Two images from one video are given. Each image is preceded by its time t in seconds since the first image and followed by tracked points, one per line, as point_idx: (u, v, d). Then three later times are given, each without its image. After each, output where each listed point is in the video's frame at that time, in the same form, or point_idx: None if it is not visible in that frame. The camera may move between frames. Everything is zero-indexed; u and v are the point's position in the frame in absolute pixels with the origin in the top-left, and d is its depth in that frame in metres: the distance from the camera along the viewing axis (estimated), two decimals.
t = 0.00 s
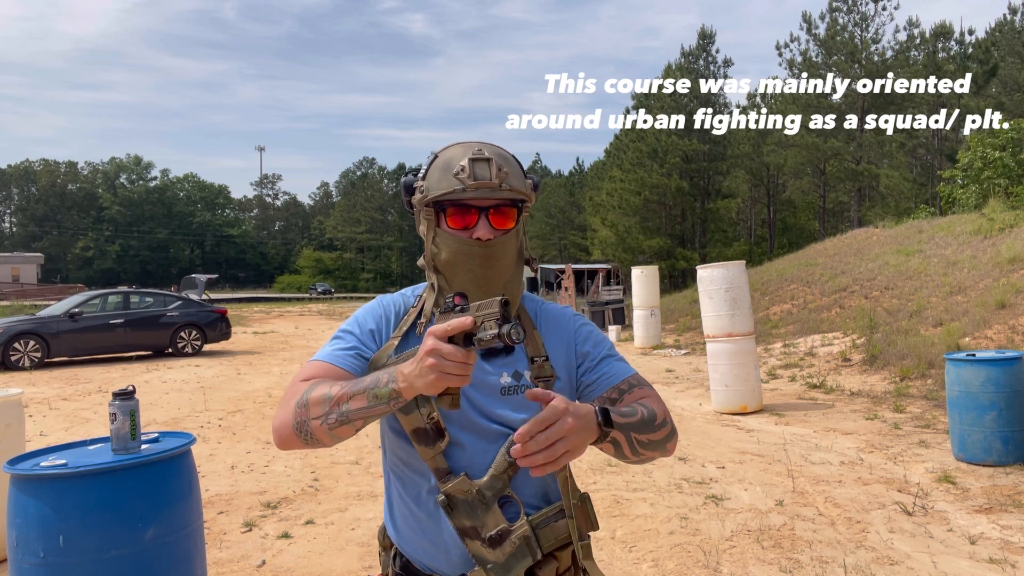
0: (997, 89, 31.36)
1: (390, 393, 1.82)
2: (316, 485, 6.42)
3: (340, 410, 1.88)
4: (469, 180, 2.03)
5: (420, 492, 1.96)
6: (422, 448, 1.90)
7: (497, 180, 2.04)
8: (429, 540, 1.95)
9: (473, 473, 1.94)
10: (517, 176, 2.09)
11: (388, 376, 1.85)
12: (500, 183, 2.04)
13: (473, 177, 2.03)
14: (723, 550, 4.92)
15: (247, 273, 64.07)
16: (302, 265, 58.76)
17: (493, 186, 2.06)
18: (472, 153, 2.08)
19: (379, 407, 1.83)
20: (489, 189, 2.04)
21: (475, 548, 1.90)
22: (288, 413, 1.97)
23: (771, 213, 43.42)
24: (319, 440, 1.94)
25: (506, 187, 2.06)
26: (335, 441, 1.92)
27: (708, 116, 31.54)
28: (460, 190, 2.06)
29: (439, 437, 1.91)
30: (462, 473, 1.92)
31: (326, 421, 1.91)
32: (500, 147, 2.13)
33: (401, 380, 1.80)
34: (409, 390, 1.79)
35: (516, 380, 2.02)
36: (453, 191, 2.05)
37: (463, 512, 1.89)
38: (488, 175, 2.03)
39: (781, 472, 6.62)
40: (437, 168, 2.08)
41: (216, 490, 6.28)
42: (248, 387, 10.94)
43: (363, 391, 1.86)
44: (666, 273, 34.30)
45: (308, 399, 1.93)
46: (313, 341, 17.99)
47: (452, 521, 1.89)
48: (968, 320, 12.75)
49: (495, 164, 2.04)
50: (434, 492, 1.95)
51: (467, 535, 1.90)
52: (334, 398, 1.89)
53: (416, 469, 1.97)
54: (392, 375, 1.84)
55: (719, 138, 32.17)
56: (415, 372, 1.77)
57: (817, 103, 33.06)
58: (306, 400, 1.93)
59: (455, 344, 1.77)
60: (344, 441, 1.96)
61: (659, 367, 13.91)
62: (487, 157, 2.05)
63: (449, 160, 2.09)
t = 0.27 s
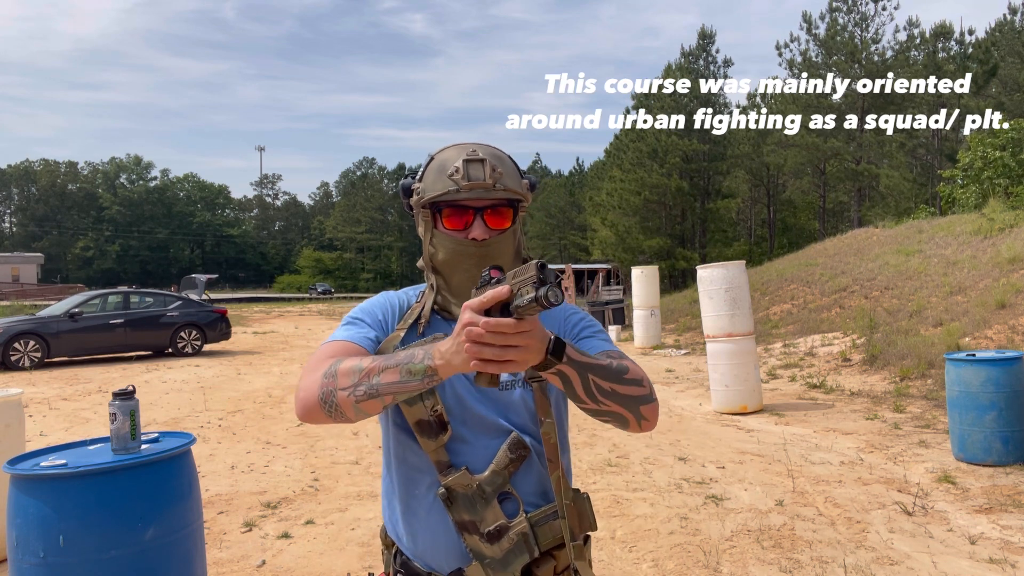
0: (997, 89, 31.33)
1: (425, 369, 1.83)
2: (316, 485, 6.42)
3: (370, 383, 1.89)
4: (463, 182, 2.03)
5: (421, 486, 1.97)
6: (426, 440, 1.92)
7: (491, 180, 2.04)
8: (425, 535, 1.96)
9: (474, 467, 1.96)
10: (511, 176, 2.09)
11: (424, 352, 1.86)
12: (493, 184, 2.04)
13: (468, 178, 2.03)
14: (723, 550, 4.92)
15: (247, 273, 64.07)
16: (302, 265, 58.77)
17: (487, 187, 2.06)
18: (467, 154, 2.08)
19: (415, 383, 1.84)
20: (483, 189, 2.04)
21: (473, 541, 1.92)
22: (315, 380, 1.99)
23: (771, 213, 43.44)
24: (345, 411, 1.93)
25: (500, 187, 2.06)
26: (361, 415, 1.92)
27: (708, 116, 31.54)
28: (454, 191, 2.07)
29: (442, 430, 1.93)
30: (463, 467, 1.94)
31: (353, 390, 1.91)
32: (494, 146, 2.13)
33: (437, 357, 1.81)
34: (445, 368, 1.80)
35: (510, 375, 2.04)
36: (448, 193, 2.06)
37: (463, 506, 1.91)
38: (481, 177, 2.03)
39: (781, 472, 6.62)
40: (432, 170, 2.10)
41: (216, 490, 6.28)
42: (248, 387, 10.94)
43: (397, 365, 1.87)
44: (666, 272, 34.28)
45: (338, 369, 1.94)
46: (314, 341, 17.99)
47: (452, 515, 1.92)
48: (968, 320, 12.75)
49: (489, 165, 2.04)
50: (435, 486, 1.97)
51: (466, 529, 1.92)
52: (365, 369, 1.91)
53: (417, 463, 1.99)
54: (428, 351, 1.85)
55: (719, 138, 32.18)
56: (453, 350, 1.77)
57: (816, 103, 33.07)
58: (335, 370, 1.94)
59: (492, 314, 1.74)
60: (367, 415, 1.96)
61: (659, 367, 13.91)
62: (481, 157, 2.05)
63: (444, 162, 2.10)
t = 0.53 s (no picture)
0: (997, 89, 31.32)
1: (460, 328, 1.81)
2: (316, 485, 6.42)
3: (408, 335, 1.88)
4: (457, 186, 2.04)
5: (428, 475, 1.98)
6: (436, 429, 1.92)
7: (485, 185, 2.04)
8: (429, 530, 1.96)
9: (481, 459, 1.98)
10: (506, 180, 2.09)
11: (460, 313, 1.84)
12: (488, 188, 2.05)
13: (461, 183, 2.03)
14: (722, 550, 4.92)
15: (247, 273, 64.08)
16: (302, 265, 58.78)
17: (482, 192, 2.07)
18: (462, 158, 2.08)
19: (449, 340, 1.83)
20: (477, 195, 2.05)
21: (476, 533, 1.92)
22: (367, 333, 2.01)
23: (771, 213, 43.44)
24: (385, 358, 1.92)
25: (494, 193, 2.06)
26: (401, 369, 1.90)
27: (708, 116, 31.55)
28: (448, 197, 2.08)
29: (453, 420, 1.93)
30: (472, 458, 1.95)
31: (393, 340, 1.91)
32: (489, 150, 2.14)
33: (472, 319, 1.78)
34: (478, 330, 1.78)
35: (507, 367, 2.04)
36: (442, 198, 2.08)
37: (468, 496, 1.92)
38: (475, 181, 2.04)
39: (781, 472, 6.62)
40: (429, 174, 2.11)
41: (216, 489, 6.28)
42: (248, 387, 10.94)
43: (435, 321, 1.87)
44: (666, 272, 34.28)
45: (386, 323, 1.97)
46: (313, 341, 17.99)
47: (456, 503, 1.93)
48: (968, 320, 12.75)
49: (483, 169, 2.04)
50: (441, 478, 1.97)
51: (469, 520, 1.92)
52: (407, 322, 1.91)
53: (425, 451, 1.99)
54: (464, 311, 1.84)
55: (719, 138, 32.20)
56: (486, 314, 1.74)
57: (816, 103, 33.06)
58: (385, 323, 1.97)
59: (527, 287, 1.70)
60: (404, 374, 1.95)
61: (659, 367, 13.91)
62: (475, 162, 2.05)
63: (439, 167, 2.11)
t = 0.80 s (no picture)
0: (997, 89, 31.33)
1: (481, 311, 1.80)
2: (316, 485, 6.42)
3: (430, 320, 1.87)
4: (448, 192, 2.06)
5: (430, 473, 1.99)
6: (442, 425, 1.94)
7: (475, 190, 2.05)
8: (429, 531, 1.96)
9: (485, 458, 1.99)
10: (498, 183, 2.09)
11: (481, 296, 1.84)
12: (478, 192, 2.06)
13: (451, 189, 2.05)
14: (722, 550, 4.92)
15: (247, 273, 64.08)
16: (302, 265, 58.77)
17: (473, 197, 2.08)
18: (453, 162, 2.08)
19: (470, 324, 1.82)
20: (468, 200, 2.06)
21: (475, 533, 1.91)
22: (386, 319, 2.00)
23: (771, 213, 43.44)
24: (411, 343, 1.89)
25: (486, 197, 2.07)
26: (426, 355, 1.88)
27: (707, 116, 31.56)
28: (440, 202, 2.10)
29: (458, 418, 1.94)
30: (475, 456, 1.96)
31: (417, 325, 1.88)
32: (482, 150, 2.13)
33: (492, 302, 1.78)
34: (499, 312, 1.77)
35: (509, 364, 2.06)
36: (434, 202, 2.10)
37: (470, 495, 1.92)
38: (466, 186, 2.04)
39: (781, 472, 6.62)
40: (422, 178, 2.12)
41: (216, 490, 6.28)
42: (248, 387, 10.94)
43: (456, 304, 1.86)
44: (666, 272, 34.27)
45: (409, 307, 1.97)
46: (313, 341, 17.98)
47: (458, 501, 1.93)
48: (968, 320, 12.74)
49: (473, 174, 2.04)
50: (444, 476, 1.98)
51: (470, 519, 1.92)
52: (428, 306, 1.90)
53: (431, 450, 2.00)
54: (485, 294, 1.83)
55: (719, 138, 32.21)
56: (507, 297, 1.73)
57: (816, 103, 33.05)
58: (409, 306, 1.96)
59: (548, 269, 1.69)
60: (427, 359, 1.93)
61: (659, 366, 13.92)
62: (466, 166, 2.05)
63: (432, 171, 2.12)
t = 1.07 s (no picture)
0: (997, 89, 31.34)
1: (481, 314, 1.81)
2: (316, 485, 6.41)
3: (429, 324, 1.86)
4: (453, 186, 2.05)
5: (429, 472, 1.99)
6: (441, 427, 1.94)
7: (481, 184, 2.05)
8: (428, 534, 1.96)
9: (485, 461, 1.99)
10: (503, 180, 2.09)
11: (481, 299, 1.84)
12: (484, 188, 2.06)
13: (458, 183, 2.04)
14: (722, 550, 4.92)
15: (247, 273, 64.10)
16: (302, 265, 58.77)
17: (478, 191, 2.08)
18: (460, 158, 2.08)
19: (471, 327, 1.83)
20: (474, 195, 2.06)
21: (476, 535, 1.92)
22: (379, 327, 1.99)
23: (771, 213, 43.47)
24: (405, 351, 1.89)
25: (491, 193, 2.07)
26: (425, 359, 1.89)
27: (708, 116, 31.55)
28: (445, 196, 2.09)
29: (458, 420, 1.95)
30: (475, 458, 1.96)
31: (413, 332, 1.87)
32: (487, 149, 2.14)
33: (492, 304, 1.79)
34: (499, 315, 1.78)
35: (509, 364, 2.07)
36: (439, 197, 2.08)
37: (469, 498, 1.93)
38: (472, 181, 2.04)
39: (781, 472, 6.62)
40: (427, 173, 2.11)
41: (216, 490, 6.28)
42: (248, 387, 10.94)
43: (455, 308, 1.87)
44: (666, 273, 34.28)
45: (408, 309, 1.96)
46: (313, 341, 17.98)
47: (458, 503, 1.93)
48: (968, 320, 12.74)
49: (480, 169, 2.04)
50: (444, 479, 1.98)
51: (470, 521, 1.93)
52: (427, 310, 1.90)
53: (430, 453, 2.00)
54: (485, 297, 1.84)
55: (719, 138, 32.20)
56: (508, 298, 1.74)
57: (816, 103, 33.06)
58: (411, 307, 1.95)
59: (549, 272, 1.70)
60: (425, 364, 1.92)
61: (659, 367, 13.92)
62: (472, 161, 2.05)
63: (438, 166, 2.11)
